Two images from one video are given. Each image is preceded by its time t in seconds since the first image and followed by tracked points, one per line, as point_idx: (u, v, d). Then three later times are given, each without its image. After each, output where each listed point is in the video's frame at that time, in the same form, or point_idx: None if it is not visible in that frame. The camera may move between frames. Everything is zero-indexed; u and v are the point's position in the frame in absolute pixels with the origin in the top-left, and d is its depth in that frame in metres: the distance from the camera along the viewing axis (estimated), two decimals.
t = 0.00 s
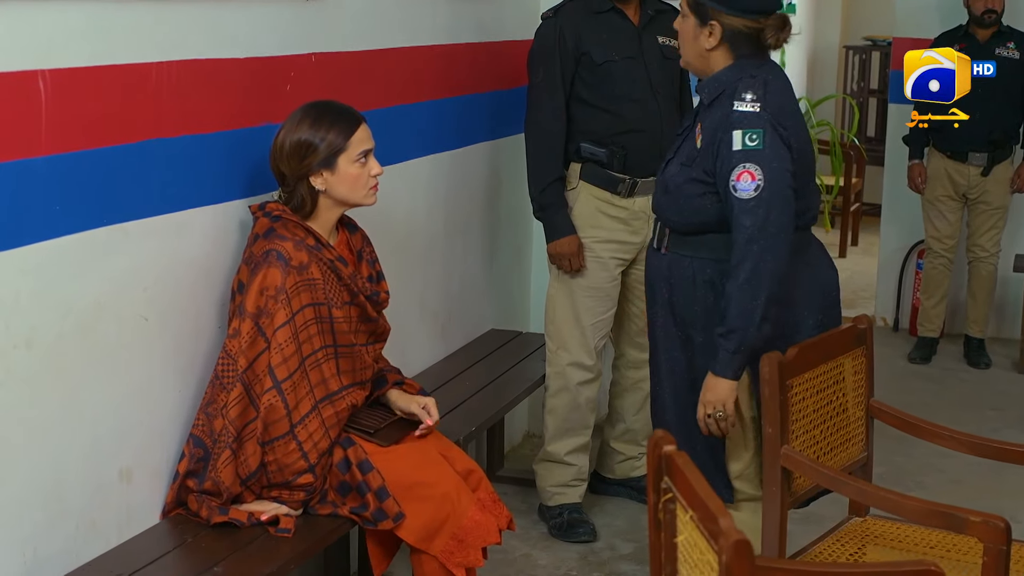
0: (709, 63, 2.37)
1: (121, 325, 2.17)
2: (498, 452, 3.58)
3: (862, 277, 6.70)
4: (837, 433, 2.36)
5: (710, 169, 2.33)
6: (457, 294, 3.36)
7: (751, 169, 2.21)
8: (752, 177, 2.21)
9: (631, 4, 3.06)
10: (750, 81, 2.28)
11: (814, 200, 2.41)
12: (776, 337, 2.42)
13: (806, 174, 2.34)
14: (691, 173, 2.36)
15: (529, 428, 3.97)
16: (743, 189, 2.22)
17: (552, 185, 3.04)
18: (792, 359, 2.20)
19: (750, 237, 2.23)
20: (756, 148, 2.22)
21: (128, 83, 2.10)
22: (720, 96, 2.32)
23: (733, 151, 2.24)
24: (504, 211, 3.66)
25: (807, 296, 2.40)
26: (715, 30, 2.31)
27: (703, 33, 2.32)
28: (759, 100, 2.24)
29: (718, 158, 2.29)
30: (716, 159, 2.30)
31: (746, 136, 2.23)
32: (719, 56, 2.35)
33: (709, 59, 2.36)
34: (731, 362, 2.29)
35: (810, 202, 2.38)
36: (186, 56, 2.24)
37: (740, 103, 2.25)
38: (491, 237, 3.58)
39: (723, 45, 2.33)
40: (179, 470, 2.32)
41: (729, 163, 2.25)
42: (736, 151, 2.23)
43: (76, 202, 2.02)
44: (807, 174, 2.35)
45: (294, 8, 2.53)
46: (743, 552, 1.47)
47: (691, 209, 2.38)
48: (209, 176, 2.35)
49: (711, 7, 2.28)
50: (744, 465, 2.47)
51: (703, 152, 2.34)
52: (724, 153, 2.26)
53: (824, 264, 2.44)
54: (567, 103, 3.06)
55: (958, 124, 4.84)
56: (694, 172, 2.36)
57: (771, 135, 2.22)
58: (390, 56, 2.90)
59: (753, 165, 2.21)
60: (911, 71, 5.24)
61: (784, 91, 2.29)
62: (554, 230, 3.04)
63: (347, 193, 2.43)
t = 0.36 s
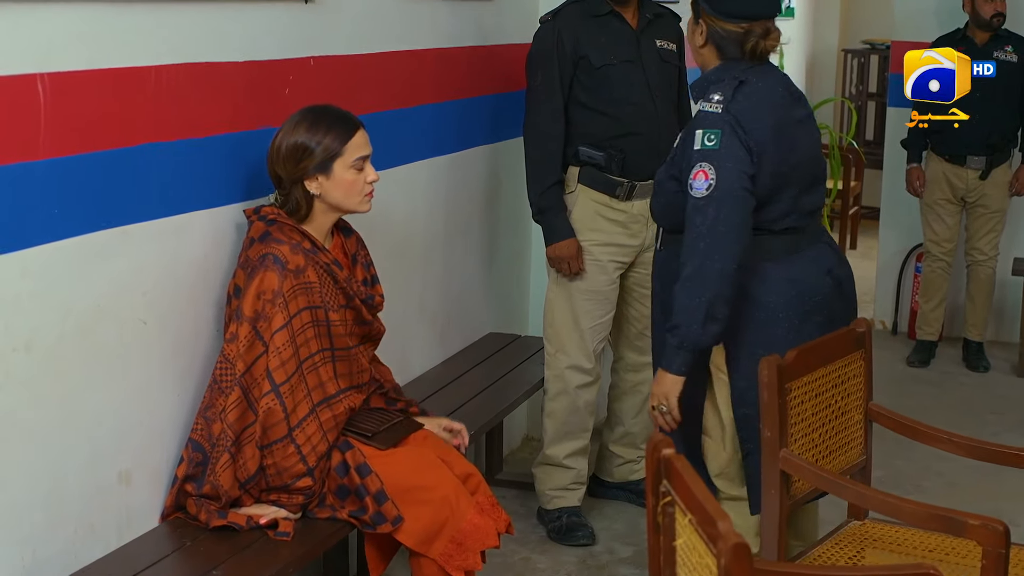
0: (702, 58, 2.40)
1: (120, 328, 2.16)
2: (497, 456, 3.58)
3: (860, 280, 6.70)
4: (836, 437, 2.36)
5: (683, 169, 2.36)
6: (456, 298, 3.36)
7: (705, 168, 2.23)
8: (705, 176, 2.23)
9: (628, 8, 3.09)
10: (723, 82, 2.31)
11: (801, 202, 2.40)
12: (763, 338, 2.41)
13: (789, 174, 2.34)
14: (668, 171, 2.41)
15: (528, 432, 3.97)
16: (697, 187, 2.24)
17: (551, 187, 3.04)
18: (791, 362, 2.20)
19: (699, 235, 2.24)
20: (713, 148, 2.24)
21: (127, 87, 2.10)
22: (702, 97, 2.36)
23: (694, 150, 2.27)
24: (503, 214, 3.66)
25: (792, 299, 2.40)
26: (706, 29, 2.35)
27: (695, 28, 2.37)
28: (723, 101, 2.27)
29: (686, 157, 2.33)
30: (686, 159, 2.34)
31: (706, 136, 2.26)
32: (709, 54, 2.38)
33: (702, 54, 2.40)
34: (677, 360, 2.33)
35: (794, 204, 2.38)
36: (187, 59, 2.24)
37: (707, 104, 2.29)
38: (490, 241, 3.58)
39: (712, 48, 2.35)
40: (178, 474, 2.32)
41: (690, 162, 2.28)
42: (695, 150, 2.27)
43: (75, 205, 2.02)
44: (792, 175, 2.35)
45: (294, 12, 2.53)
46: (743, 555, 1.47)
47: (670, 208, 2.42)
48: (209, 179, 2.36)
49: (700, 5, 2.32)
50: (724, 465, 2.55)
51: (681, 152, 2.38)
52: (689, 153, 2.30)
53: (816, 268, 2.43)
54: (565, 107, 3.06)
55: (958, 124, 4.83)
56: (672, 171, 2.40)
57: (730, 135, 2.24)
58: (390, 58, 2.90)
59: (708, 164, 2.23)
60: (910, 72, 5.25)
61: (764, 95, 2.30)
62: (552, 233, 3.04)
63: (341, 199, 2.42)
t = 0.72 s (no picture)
0: (733, 61, 2.43)
1: (117, 333, 2.16)
2: (494, 461, 3.57)
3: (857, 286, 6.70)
4: (834, 443, 2.36)
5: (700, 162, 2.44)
6: (454, 303, 3.36)
7: (710, 159, 2.31)
8: (709, 167, 2.31)
9: (626, 13, 3.10)
10: (742, 78, 2.37)
11: (811, 205, 2.42)
12: (762, 332, 2.43)
13: (797, 175, 2.36)
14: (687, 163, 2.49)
15: (525, 437, 3.97)
16: (702, 177, 2.32)
17: (548, 192, 3.03)
18: (789, 368, 2.20)
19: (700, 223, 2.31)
20: (719, 140, 2.31)
21: (124, 92, 2.10)
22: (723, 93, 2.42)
23: (704, 143, 2.35)
24: (499, 219, 3.66)
25: (791, 296, 2.40)
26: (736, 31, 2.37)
27: (726, 31, 2.39)
28: (734, 96, 2.33)
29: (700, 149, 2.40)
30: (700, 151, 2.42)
31: (716, 129, 2.33)
32: (739, 56, 2.40)
33: (732, 57, 2.42)
34: (682, 344, 2.38)
35: (800, 204, 2.39)
36: (183, 64, 2.24)
37: (721, 98, 2.36)
38: (487, 246, 3.58)
39: (743, 51, 2.38)
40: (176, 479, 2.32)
41: (700, 154, 2.36)
42: (705, 143, 2.34)
43: (73, 211, 2.02)
44: (786, 178, 2.35)
45: (290, 17, 2.53)
46: (739, 561, 1.47)
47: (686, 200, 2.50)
48: (206, 185, 2.36)
49: (730, 7, 2.35)
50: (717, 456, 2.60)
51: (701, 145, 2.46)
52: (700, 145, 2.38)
53: (822, 272, 2.43)
54: (562, 111, 3.06)
55: (958, 124, 4.83)
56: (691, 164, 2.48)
57: (736, 129, 2.30)
58: (387, 64, 2.91)
59: (713, 156, 2.31)
60: (910, 72, 5.24)
61: (780, 95, 2.33)
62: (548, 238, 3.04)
63: (342, 211, 2.42)
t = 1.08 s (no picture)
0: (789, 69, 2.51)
1: (114, 339, 2.16)
2: (490, 467, 3.57)
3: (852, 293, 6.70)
4: (830, 450, 2.36)
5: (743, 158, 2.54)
6: (450, 309, 3.36)
7: (751, 156, 2.41)
8: (750, 163, 2.41)
9: (623, 19, 3.10)
10: (792, 80, 2.45)
11: (847, 207, 2.46)
12: (780, 329, 2.50)
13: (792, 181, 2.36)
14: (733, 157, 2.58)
15: (521, 443, 3.97)
16: (743, 173, 2.43)
17: (544, 198, 3.03)
18: (786, 374, 2.20)
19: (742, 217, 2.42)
20: (760, 138, 2.42)
21: (122, 98, 2.11)
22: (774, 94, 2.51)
23: (748, 139, 2.45)
24: (496, 225, 3.66)
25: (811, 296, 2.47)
26: (796, 44, 2.46)
27: (786, 44, 2.47)
28: (779, 98, 2.42)
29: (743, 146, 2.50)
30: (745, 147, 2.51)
31: (759, 128, 2.43)
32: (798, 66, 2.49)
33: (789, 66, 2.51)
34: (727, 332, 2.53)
35: (834, 204, 2.44)
36: (181, 70, 2.24)
37: (767, 99, 2.45)
38: (484, 252, 3.58)
39: (804, 59, 2.46)
40: (174, 484, 2.32)
41: (743, 150, 2.46)
42: (748, 139, 2.45)
43: (70, 217, 2.02)
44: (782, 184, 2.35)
45: (287, 23, 2.54)
46: (737, 568, 1.47)
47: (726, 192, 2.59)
48: (203, 192, 2.36)
49: (793, 21, 2.43)
50: (729, 442, 2.62)
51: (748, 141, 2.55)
52: (744, 142, 2.48)
53: (829, 276, 2.47)
54: (560, 116, 3.06)
55: (958, 124, 4.82)
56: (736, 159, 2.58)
57: (777, 129, 2.40)
58: (385, 71, 2.91)
59: (754, 153, 2.41)
60: (910, 72, 5.22)
61: (825, 100, 2.41)
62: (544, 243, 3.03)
63: (342, 224, 2.43)
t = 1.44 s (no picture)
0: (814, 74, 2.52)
1: (111, 347, 2.16)
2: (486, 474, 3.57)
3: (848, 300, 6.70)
4: (827, 457, 2.36)
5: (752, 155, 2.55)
6: (447, 316, 3.36)
7: (762, 144, 2.43)
8: (759, 150, 2.43)
9: (620, 27, 3.10)
10: (816, 82, 2.48)
11: (845, 211, 2.46)
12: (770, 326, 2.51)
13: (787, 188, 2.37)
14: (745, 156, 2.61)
15: (517, 451, 3.97)
16: (751, 159, 2.44)
17: (540, 204, 3.03)
18: (782, 382, 2.20)
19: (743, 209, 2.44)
20: (776, 130, 2.44)
21: (119, 106, 2.11)
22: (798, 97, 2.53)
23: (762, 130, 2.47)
24: (493, 232, 3.66)
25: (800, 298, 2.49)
26: (827, 50, 2.46)
27: (816, 50, 2.47)
28: (802, 96, 2.45)
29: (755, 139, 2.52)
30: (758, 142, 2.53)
31: (776, 121, 2.45)
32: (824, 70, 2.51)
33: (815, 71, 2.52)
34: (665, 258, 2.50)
35: (829, 207, 2.44)
36: (177, 78, 2.24)
37: (790, 96, 2.48)
38: (480, 259, 3.58)
39: (838, 61, 2.47)
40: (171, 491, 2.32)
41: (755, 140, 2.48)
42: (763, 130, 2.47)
43: (67, 225, 2.02)
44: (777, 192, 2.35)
45: (284, 31, 2.54)
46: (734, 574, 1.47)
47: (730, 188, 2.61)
48: (199, 199, 2.36)
49: (828, 27, 2.43)
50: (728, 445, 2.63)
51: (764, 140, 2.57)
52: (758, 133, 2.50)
53: (822, 285, 2.47)
54: (556, 123, 3.06)
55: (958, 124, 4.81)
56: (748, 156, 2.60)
57: (795, 125, 2.42)
58: (381, 78, 2.91)
59: (766, 142, 2.43)
60: (911, 71, 5.20)
61: (844, 104, 2.42)
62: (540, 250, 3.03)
63: (339, 234, 2.42)
